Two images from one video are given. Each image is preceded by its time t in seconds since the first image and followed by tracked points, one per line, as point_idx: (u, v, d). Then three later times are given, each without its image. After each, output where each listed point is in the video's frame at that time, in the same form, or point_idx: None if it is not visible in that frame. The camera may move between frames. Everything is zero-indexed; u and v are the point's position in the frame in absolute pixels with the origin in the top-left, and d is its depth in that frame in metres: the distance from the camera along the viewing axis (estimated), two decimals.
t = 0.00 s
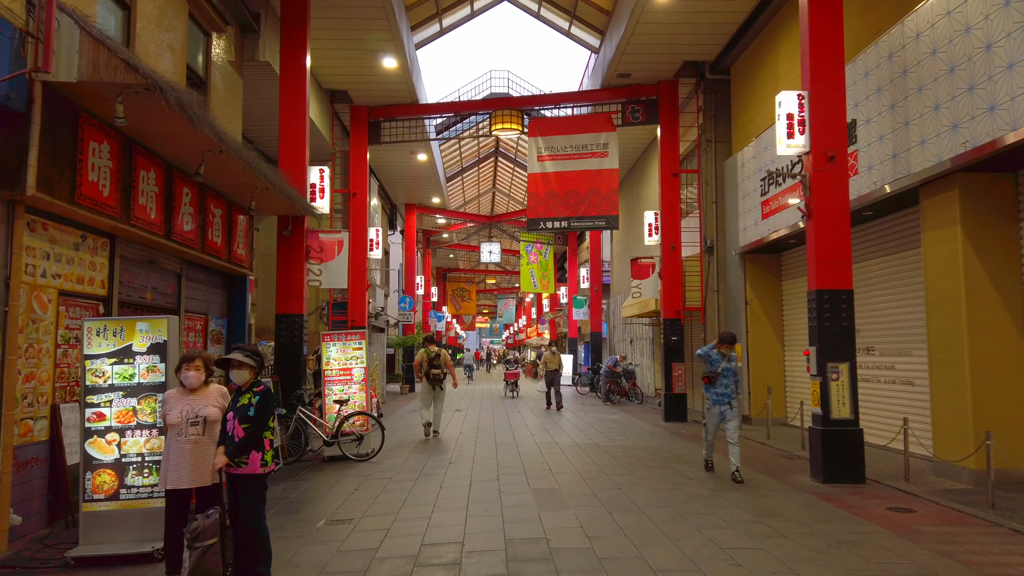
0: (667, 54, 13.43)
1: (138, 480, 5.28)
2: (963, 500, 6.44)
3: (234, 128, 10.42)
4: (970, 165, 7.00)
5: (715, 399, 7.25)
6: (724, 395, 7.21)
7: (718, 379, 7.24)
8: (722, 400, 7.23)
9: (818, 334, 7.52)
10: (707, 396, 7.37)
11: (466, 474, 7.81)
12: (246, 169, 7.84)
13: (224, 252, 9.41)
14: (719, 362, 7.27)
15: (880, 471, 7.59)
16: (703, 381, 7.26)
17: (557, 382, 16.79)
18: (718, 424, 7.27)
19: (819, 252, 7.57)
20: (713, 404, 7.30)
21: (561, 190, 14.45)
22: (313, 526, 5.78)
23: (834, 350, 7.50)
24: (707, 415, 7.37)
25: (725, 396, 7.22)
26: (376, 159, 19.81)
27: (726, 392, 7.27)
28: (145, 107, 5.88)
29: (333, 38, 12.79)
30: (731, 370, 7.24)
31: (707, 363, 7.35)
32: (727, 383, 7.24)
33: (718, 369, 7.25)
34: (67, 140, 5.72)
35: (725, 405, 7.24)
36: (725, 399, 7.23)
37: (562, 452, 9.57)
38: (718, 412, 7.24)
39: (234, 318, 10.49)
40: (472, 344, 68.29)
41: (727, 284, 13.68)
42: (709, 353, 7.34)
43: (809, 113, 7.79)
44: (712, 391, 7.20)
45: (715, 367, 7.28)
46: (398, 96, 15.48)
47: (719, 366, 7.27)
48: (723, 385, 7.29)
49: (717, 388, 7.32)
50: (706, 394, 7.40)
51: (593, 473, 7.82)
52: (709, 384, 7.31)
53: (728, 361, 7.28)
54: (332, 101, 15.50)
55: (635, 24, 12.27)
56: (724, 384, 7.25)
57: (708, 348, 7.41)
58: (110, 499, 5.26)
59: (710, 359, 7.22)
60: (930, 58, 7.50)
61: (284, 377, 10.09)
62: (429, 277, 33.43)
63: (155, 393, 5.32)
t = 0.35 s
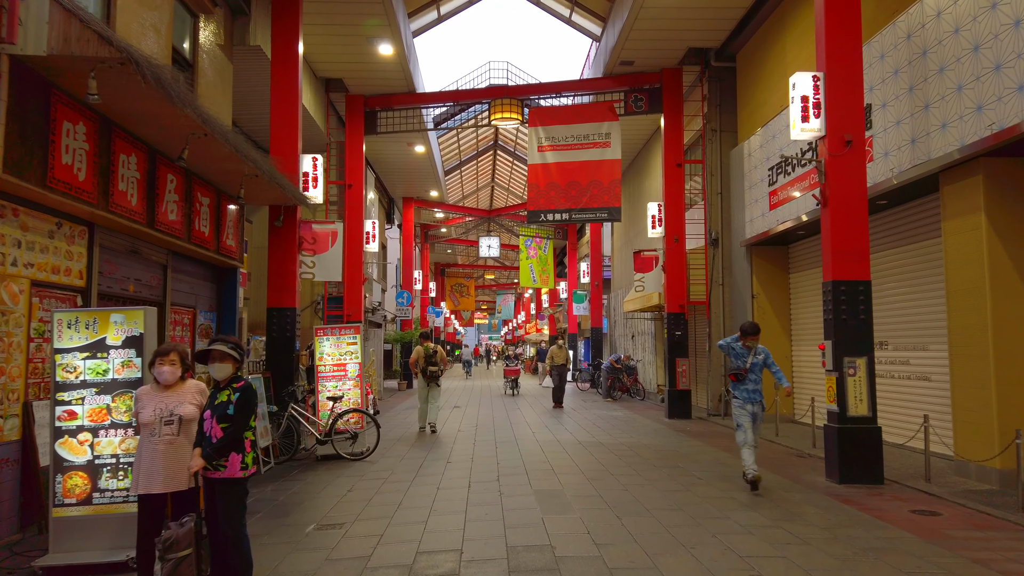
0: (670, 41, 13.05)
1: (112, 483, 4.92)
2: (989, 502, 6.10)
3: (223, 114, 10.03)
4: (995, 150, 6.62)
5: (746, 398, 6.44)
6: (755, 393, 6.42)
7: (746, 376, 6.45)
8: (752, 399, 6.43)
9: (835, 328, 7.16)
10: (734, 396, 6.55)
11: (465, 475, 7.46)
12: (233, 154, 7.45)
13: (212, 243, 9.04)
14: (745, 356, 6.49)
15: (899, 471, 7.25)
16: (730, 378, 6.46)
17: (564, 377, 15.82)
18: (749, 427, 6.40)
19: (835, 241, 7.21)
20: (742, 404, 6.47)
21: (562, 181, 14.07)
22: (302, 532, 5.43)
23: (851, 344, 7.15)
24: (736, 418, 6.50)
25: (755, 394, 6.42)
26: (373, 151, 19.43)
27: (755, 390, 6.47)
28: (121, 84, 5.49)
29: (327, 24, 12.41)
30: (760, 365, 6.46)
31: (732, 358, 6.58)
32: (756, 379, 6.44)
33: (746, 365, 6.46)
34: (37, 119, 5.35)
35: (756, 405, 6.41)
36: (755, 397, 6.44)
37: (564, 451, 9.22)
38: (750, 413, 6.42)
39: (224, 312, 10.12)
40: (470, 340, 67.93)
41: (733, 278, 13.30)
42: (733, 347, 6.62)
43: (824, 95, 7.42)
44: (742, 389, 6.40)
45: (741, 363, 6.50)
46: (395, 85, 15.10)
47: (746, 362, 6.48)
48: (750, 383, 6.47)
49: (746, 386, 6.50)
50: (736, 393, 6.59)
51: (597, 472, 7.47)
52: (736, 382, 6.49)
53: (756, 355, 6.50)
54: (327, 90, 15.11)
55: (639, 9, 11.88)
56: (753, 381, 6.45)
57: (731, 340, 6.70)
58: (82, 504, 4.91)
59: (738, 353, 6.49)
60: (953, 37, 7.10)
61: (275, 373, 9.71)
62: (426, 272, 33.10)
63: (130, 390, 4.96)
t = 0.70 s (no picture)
0: (675, 32, 12.67)
1: (85, 496, 4.54)
2: (1023, 511, 5.74)
3: (213, 105, 9.63)
4: None
5: (782, 402, 5.86)
6: (792, 397, 5.84)
7: (782, 377, 5.87)
8: (789, 404, 5.84)
9: (855, 327, 6.80)
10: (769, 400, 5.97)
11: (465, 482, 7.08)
12: (220, 143, 7.06)
13: (200, 238, 8.64)
14: (782, 355, 5.90)
15: (921, 478, 6.89)
16: (765, 380, 5.90)
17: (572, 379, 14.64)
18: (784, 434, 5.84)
19: (855, 235, 6.84)
20: (778, 409, 5.90)
21: (564, 176, 13.69)
22: (291, 546, 5.04)
23: (872, 344, 6.78)
24: (771, 424, 5.93)
25: (793, 398, 5.85)
26: (370, 146, 19.03)
27: (793, 394, 5.89)
28: (95, 65, 5.10)
29: (321, 13, 12.01)
30: (798, 365, 5.90)
31: (768, 357, 5.99)
32: (794, 381, 5.89)
33: (783, 365, 5.89)
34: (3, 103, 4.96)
35: (793, 409, 5.84)
36: (793, 401, 5.85)
37: (569, 454, 8.84)
38: (786, 419, 5.84)
39: (213, 311, 9.73)
40: (468, 339, 67.40)
41: (740, 275, 12.96)
42: (770, 345, 5.98)
43: (843, 82, 7.05)
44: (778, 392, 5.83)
45: (778, 362, 5.91)
46: (392, 77, 14.71)
47: (783, 361, 5.90)
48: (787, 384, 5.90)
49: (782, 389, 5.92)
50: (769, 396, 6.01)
51: (604, 479, 7.09)
52: (771, 384, 5.93)
53: (793, 354, 5.92)
54: (322, 83, 14.71)
55: None
56: (790, 382, 5.88)
57: (766, 337, 6.07)
58: (51, 518, 4.52)
59: (774, 351, 5.91)
60: (979, 20, 6.73)
61: (267, 374, 9.31)
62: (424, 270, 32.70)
63: (103, 395, 4.58)
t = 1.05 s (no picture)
0: (683, 22, 12.29)
1: (56, 510, 4.14)
2: None
3: (204, 94, 9.23)
4: None
5: (845, 414, 4.97)
6: (858, 407, 4.95)
7: (847, 385, 4.98)
8: (854, 416, 4.96)
9: (882, 327, 6.42)
10: (828, 411, 5.08)
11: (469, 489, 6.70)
12: (209, 130, 6.65)
13: (190, 233, 8.23)
14: (848, 359, 4.99)
15: (950, 486, 6.52)
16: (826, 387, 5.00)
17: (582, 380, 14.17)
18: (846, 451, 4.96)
19: (881, 229, 6.48)
20: (838, 421, 5.01)
21: (568, 171, 13.31)
22: (283, 562, 4.65)
23: (899, 344, 6.41)
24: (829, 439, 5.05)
25: (858, 409, 4.96)
26: (367, 141, 18.63)
27: (857, 405, 4.99)
28: (70, 41, 4.71)
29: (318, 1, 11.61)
30: (865, 371, 5.00)
31: (829, 360, 5.07)
32: (860, 390, 4.98)
33: (848, 369, 4.99)
34: None
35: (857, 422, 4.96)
36: (858, 414, 4.96)
37: (576, 459, 8.46)
38: (848, 434, 4.96)
39: (204, 310, 9.33)
40: (466, 339, 66.96)
41: (748, 273, 12.60)
42: (832, 346, 5.05)
43: (868, 68, 6.68)
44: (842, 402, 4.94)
45: (842, 367, 5.01)
46: (391, 69, 14.31)
47: (848, 366, 5.00)
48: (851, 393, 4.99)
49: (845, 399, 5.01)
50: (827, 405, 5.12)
51: (615, 487, 6.71)
52: (833, 392, 5.03)
53: (860, 357, 5.01)
54: (319, 75, 14.32)
55: None
56: (856, 391, 4.98)
57: (828, 337, 5.13)
58: (19, 535, 4.11)
59: (838, 356, 5.00)
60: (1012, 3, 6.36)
61: (261, 375, 8.92)
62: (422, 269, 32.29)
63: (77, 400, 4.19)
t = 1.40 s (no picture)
0: (689, 14, 11.95)
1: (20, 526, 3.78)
2: None
3: (192, 84, 8.86)
4: None
5: (918, 433, 4.17)
6: (934, 426, 4.15)
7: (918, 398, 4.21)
8: (930, 435, 4.16)
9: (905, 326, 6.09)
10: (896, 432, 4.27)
11: (469, 498, 6.34)
12: (193, 118, 6.29)
13: (176, 227, 7.86)
14: (915, 366, 4.26)
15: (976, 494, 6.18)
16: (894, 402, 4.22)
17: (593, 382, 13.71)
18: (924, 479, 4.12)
19: (903, 222, 6.14)
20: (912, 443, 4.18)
21: (569, 166, 12.97)
22: None
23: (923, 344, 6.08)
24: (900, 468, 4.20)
25: (933, 427, 4.16)
26: (364, 138, 18.28)
27: (932, 421, 4.20)
28: (37, 16, 4.34)
29: None
30: (938, 381, 4.24)
31: (894, 369, 4.33)
32: (934, 404, 4.20)
33: (918, 379, 4.25)
34: None
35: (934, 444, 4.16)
36: (933, 433, 4.16)
37: (580, 465, 8.12)
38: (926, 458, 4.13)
39: (192, 308, 8.96)
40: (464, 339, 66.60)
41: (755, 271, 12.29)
42: (894, 352, 4.36)
43: (890, 52, 6.33)
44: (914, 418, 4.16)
45: (909, 377, 4.27)
46: (388, 63, 13.95)
47: (917, 375, 4.26)
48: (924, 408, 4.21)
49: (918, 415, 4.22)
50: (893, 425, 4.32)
51: (624, 494, 6.36)
52: (900, 408, 4.24)
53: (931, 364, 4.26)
54: (314, 69, 13.96)
55: None
56: (929, 406, 4.19)
57: (890, 342, 4.42)
58: None
59: (904, 363, 4.28)
60: None
61: (251, 376, 8.56)
62: (420, 269, 31.93)
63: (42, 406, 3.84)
